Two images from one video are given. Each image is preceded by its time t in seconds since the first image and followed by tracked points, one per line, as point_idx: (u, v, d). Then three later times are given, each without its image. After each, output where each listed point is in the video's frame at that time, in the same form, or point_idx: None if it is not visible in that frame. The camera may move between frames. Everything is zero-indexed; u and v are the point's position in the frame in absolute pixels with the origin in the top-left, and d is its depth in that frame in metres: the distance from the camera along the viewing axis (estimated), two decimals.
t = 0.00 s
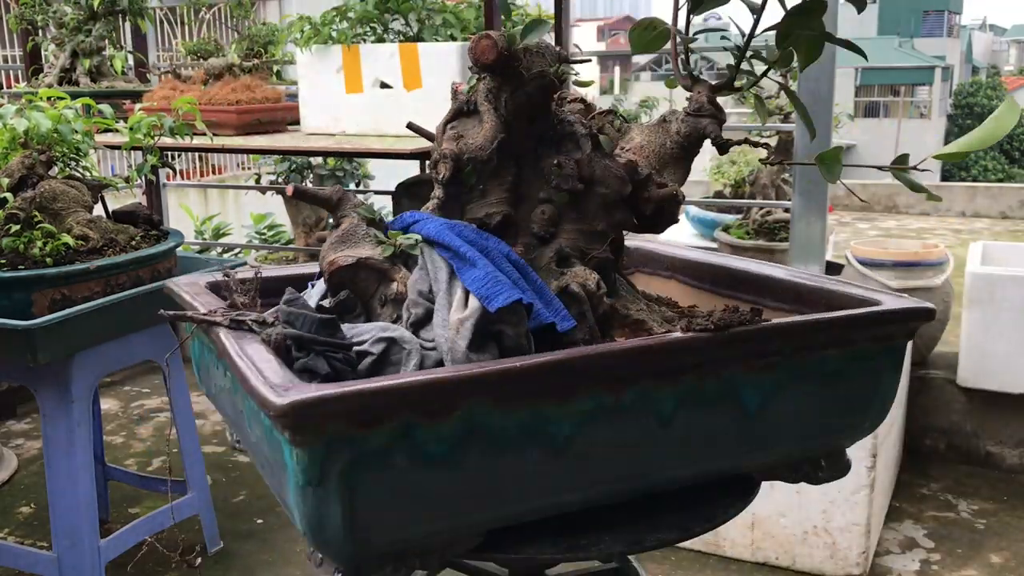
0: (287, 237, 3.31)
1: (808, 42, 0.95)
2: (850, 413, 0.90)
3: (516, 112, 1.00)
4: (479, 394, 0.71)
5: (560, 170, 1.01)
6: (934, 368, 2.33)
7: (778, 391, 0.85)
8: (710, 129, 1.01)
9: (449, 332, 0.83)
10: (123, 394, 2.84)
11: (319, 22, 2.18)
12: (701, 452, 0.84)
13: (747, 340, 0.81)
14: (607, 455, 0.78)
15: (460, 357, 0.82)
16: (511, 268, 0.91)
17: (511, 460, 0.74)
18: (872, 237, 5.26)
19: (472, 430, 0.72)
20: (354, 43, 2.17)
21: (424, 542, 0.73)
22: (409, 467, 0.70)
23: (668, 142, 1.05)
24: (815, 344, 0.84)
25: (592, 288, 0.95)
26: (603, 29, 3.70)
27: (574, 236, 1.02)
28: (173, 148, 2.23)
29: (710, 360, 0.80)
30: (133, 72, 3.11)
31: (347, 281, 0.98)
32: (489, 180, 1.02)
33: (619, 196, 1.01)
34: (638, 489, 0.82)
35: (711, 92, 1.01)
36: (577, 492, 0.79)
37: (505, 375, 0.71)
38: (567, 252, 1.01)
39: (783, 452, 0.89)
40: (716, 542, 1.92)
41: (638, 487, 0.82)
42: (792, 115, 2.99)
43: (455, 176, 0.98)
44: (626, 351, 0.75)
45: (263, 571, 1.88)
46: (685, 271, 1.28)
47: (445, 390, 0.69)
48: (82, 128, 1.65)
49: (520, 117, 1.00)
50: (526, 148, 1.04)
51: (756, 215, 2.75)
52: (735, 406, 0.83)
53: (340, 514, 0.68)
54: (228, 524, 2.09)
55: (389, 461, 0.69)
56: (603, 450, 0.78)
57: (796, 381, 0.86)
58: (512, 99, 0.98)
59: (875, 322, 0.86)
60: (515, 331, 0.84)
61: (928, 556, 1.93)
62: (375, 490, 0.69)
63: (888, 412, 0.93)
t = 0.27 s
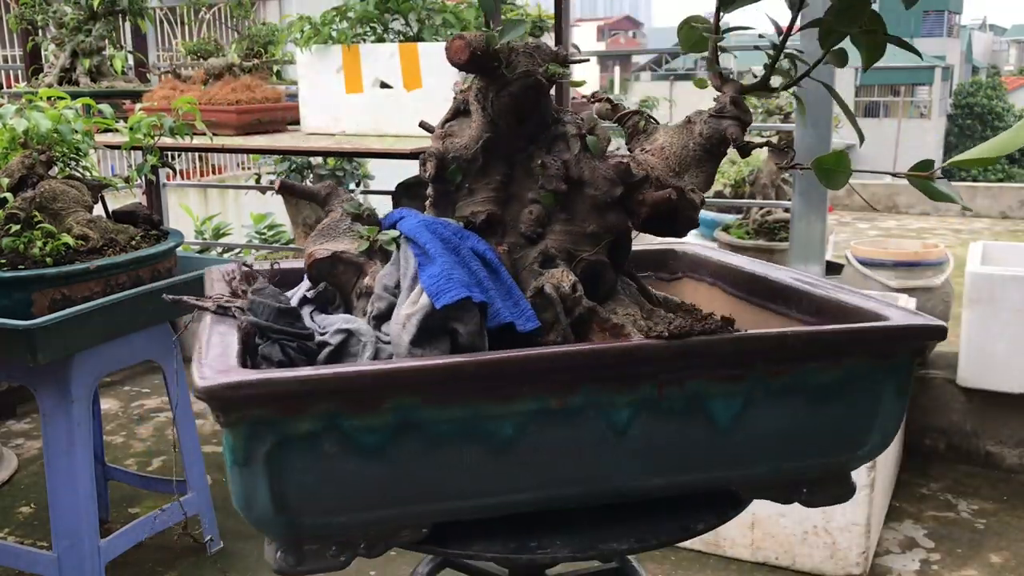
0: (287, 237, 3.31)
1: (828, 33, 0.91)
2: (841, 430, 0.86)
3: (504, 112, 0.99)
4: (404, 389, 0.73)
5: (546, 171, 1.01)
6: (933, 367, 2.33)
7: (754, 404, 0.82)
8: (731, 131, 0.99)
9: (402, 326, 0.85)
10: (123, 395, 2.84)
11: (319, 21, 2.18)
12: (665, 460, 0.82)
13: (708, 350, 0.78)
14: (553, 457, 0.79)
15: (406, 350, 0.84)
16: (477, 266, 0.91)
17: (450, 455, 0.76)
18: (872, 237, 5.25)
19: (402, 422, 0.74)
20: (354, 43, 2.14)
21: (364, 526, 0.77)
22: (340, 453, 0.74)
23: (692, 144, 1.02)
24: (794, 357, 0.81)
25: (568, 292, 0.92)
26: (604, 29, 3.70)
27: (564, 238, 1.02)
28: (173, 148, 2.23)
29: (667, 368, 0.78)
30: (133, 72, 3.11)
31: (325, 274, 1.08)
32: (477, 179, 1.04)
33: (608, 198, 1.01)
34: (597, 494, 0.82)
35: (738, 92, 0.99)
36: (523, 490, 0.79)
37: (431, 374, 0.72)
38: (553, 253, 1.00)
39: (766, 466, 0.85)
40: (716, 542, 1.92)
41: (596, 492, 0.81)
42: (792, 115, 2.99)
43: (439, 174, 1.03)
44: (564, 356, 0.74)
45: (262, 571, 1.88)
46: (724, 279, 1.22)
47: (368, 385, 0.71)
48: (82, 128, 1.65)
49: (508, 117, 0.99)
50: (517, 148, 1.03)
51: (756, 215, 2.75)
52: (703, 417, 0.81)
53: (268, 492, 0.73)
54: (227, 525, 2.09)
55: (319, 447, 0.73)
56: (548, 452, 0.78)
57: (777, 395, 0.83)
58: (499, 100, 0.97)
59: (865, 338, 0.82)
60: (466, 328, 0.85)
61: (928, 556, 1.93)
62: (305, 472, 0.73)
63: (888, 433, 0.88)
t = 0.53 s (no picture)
0: (288, 237, 3.31)
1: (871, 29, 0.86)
2: (824, 450, 0.81)
3: (491, 112, 1.01)
4: (340, 380, 0.75)
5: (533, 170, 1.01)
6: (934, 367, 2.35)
7: (719, 417, 0.79)
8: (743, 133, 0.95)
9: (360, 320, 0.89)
10: (123, 394, 2.84)
11: (320, 21, 2.19)
12: (621, 469, 0.80)
13: (660, 357, 0.76)
14: (499, 457, 0.78)
15: (360, 343, 0.89)
16: (448, 264, 0.95)
17: (392, 448, 0.78)
18: (872, 237, 5.25)
19: (344, 412, 0.77)
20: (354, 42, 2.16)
21: (314, 511, 0.80)
22: (285, 439, 0.77)
23: (709, 147, 0.97)
24: (761, 369, 0.77)
25: (541, 292, 0.93)
26: (604, 29, 3.69)
27: (554, 239, 1.00)
28: (173, 148, 2.23)
29: (617, 373, 0.77)
30: (133, 72, 3.11)
31: (314, 266, 1.11)
32: (466, 178, 1.07)
33: (595, 200, 0.98)
34: (551, 499, 0.81)
35: (760, 91, 0.94)
36: (471, 488, 0.80)
37: (364, 368, 0.74)
38: (539, 254, 0.99)
39: (738, 482, 0.82)
40: (716, 541, 1.93)
41: (549, 496, 0.81)
42: (792, 115, 2.99)
43: (429, 171, 1.08)
44: (500, 356, 0.74)
45: (262, 572, 1.88)
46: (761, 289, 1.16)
47: (306, 374, 0.74)
48: (82, 128, 1.65)
49: (497, 116, 1.02)
50: (506, 148, 1.05)
51: (757, 215, 2.75)
52: (661, 426, 0.79)
53: (218, 472, 0.77)
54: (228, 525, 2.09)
55: (264, 431, 0.77)
56: (492, 451, 0.78)
57: (746, 408, 0.79)
58: (485, 99, 1.00)
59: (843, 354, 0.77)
60: (422, 324, 0.88)
61: (928, 556, 1.93)
62: (253, 455, 0.77)
63: (881, 456, 0.82)
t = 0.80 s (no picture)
0: (288, 237, 3.31)
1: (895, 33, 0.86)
2: (788, 468, 0.78)
3: (481, 111, 1.06)
4: (292, 370, 0.80)
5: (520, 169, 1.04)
6: (934, 368, 2.36)
7: (674, 427, 0.78)
8: (750, 135, 0.97)
9: (327, 309, 0.94)
10: (123, 394, 2.84)
11: (320, 21, 2.20)
12: (573, 474, 0.80)
13: (604, 363, 0.76)
14: (447, 453, 0.81)
15: (324, 333, 0.94)
16: (423, 260, 0.98)
17: (345, 437, 0.82)
18: (872, 236, 5.25)
19: (298, 400, 0.81)
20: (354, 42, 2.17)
21: (276, 489, 0.86)
22: (247, 421, 0.83)
23: (724, 149, 0.98)
24: (716, 380, 0.76)
25: (514, 292, 0.92)
26: (604, 29, 3.69)
27: (542, 239, 1.00)
28: (173, 148, 2.23)
29: (563, 377, 0.77)
30: (133, 72, 3.11)
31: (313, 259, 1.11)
32: (458, 177, 1.11)
33: (579, 201, 0.96)
34: (502, 498, 0.82)
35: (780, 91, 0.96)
36: (423, 481, 0.83)
37: (310, 358, 0.78)
38: (524, 254, 0.99)
39: (698, 495, 0.80)
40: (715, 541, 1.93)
41: (500, 495, 0.82)
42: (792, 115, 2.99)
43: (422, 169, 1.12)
44: (442, 355, 0.77)
45: (262, 571, 1.88)
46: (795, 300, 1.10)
47: (259, 362, 0.79)
48: (82, 128, 1.65)
49: (488, 116, 1.07)
50: (499, 147, 1.09)
51: (757, 215, 2.75)
52: (613, 433, 0.79)
53: (186, 447, 0.84)
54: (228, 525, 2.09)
55: (225, 413, 0.83)
56: (440, 447, 0.81)
57: (702, 420, 0.78)
58: (475, 97, 1.05)
59: (803, 369, 0.73)
60: (386, 318, 0.92)
61: (928, 556, 1.93)
62: (220, 433, 0.84)
63: (852, 478, 0.78)
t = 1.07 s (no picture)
0: (288, 237, 3.31)
1: (914, 32, 0.84)
2: (737, 484, 0.77)
3: (473, 111, 1.08)
4: (260, 357, 0.88)
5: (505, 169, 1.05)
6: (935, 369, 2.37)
7: (619, 433, 0.79)
8: (750, 138, 0.98)
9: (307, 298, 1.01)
10: (123, 394, 2.84)
11: (320, 21, 2.20)
12: (521, 474, 0.83)
13: (543, 366, 0.78)
14: (402, 445, 0.86)
15: (301, 322, 1.00)
16: (404, 256, 1.02)
17: (311, 423, 0.89)
18: (871, 236, 5.25)
19: (267, 385, 0.89)
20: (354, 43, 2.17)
21: (258, 469, 0.94)
22: (225, 403, 0.92)
23: (731, 153, 0.98)
24: (658, 388, 0.76)
25: (488, 292, 0.91)
26: (604, 30, 3.69)
27: (528, 239, 0.99)
28: (173, 148, 2.23)
29: (507, 378, 0.80)
30: (133, 72, 3.11)
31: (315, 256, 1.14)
32: (454, 175, 1.13)
33: (562, 203, 0.95)
34: (457, 492, 0.86)
35: (791, 93, 0.96)
36: (382, 470, 0.88)
37: (271, 345, 0.86)
38: (510, 254, 0.99)
39: (646, 504, 0.80)
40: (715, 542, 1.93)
41: (455, 489, 0.86)
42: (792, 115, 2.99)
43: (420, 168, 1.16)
44: (390, 348, 0.82)
45: (263, 571, 1.88)
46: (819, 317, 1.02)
47: (231, 347, 0.88)
48: (82, 128, 1.65)
49: (480, 116, 1.09)
50: (491, 147, 1.10)
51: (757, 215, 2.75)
52: (559, 436, 0.81)
53: (175, 423, 0.95)
54: (228, 525, 2.10)
55: (207, 394, 0.93)
56: (396, 438, 0.86)
57: (646, 428, 0.78)
58: (467, 98, 1.07)
59: (747, 382, 0.72)
60: (357, 311, 0.98)
61: (928, 556, 1.93)
62: (204, 414, 0.93)
63: (806, 498, 0.76)
